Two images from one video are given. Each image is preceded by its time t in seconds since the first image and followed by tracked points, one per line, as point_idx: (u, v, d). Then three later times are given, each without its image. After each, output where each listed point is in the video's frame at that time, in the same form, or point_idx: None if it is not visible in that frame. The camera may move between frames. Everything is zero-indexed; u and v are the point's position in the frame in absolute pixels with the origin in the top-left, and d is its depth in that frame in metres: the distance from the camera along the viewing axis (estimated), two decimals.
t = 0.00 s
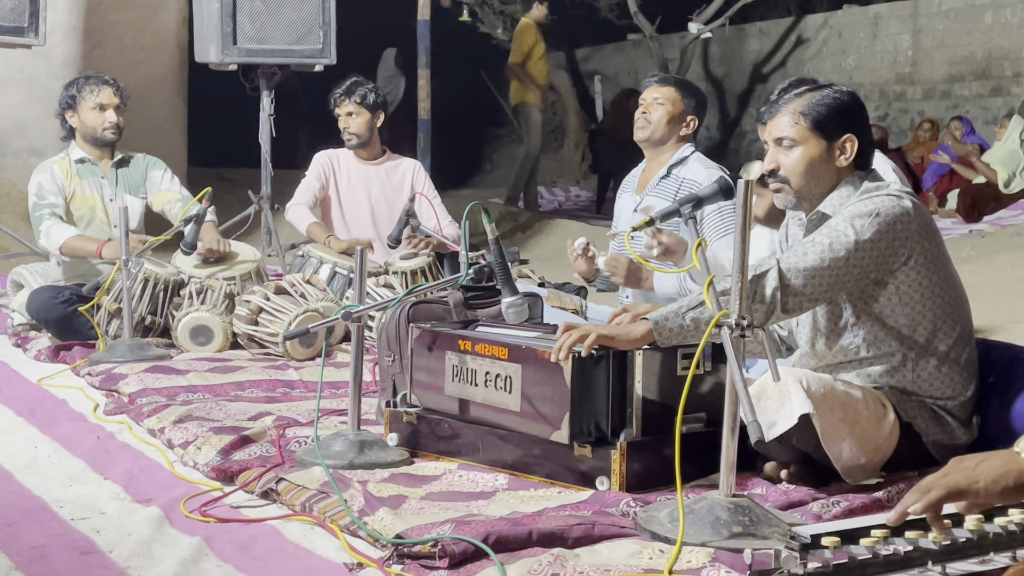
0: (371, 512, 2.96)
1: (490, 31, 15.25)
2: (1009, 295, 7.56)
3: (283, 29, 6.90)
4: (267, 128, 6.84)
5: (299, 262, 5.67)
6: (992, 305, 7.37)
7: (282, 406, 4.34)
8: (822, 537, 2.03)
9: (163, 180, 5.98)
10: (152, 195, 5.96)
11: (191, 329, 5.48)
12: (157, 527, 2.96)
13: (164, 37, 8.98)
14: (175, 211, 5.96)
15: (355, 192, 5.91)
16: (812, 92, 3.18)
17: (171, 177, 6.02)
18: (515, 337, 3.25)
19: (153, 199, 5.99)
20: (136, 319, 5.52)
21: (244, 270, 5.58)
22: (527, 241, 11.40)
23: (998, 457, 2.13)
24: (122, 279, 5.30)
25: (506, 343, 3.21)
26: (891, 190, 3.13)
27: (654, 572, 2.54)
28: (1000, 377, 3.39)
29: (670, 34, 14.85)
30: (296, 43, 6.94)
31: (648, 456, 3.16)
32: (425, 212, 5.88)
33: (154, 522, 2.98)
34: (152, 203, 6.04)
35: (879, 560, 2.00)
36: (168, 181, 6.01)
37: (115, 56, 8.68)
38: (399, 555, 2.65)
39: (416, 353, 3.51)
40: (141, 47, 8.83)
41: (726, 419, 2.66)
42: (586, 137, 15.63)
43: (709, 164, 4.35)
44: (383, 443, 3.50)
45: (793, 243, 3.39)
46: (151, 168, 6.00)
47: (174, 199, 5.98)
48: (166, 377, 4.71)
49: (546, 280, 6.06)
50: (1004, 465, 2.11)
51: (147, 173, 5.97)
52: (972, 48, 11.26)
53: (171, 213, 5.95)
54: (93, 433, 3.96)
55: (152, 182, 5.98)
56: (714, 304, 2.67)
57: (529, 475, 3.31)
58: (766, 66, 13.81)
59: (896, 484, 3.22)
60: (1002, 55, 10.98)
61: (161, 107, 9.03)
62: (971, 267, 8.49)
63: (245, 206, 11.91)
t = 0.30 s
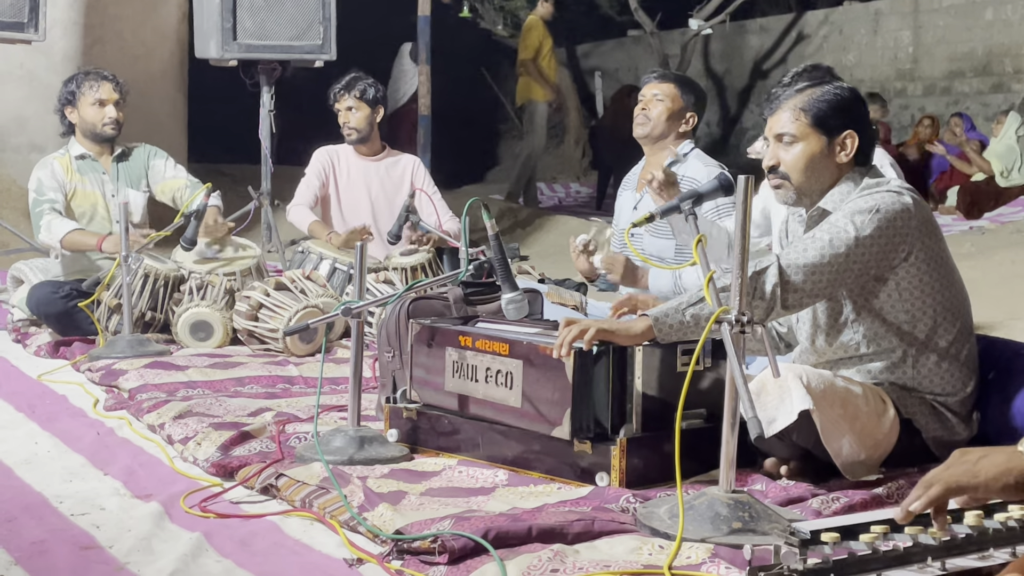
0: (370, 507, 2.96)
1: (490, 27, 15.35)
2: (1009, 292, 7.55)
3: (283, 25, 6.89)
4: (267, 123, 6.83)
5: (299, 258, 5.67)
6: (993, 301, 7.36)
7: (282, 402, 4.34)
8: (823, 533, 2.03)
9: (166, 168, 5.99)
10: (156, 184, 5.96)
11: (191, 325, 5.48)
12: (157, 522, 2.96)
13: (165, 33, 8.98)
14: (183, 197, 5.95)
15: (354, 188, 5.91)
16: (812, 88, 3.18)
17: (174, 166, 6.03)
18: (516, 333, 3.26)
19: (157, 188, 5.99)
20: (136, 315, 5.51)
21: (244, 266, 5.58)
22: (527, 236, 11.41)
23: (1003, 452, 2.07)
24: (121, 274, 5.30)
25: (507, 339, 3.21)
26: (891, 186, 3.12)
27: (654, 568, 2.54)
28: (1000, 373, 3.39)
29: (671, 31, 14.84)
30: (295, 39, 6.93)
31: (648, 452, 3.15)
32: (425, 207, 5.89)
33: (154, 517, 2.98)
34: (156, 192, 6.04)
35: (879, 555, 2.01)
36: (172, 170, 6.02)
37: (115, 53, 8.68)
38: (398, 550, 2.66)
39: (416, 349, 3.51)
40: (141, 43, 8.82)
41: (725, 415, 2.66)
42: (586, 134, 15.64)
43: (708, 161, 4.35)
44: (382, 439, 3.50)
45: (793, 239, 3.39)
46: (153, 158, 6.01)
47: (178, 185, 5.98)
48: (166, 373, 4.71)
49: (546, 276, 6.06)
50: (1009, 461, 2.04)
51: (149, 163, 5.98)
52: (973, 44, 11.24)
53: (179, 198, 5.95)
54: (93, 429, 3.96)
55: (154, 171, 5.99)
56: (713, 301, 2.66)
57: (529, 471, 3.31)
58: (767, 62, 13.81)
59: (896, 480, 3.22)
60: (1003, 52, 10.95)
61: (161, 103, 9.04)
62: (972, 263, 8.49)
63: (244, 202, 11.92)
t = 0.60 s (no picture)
0: (371, 503, 2.96)
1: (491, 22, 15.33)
2: (1009, 288, 7.55)
3: (283, 21, 6.89)
4: (268, 119, 6.83)
5: (300, 254, 5.66)
6: (993, 297, 7.37)
7: (282, 397, 4.34)
8: (822, 528, 2.03)
9: (165, 169, 5.99)
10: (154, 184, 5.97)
11: (191, 320, 5.48)
12: (157, 518, 2.96)
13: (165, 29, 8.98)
14: (179, 199, 5.97)
15: (354, 184, 5.91)
16: (812, 84, 3.18)
17: (173, 167, 6.03)
18: (526, 327, 3.26)
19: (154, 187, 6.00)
20: (136, 310, 5.50)
21: (244, 262, 5.58)
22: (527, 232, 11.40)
23: (999, 443, 2.08)
24: (121, 270, 5.30)
25: (522, 333, 3.22)
26: (892, 183, 3.12)
27: (654, 564, 2.55)
28: (1000, 370, 3.39)
29: (671, 27, 14.82)
30: (296, 34, 6.92)
31: (648, 448, 3.16)
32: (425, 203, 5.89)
33: (154, 513, 2.98)
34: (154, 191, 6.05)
35: (878, 551, 2.00)
36: (170, 171, 6.02)
37: (116, 50, 8.68)
38: (399, 546, 2.66)
39: (417, 345, 3.51)
40: (141, 39, 8.81)
41: (725, 411, 2.66)
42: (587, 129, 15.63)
43: (709, 157, 4.35)
44: (383, 434, 3.50)
45: (793, 236, 3.39)
46: (152, 157, 6.02)
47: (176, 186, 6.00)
48: (166, 368, 4.72)
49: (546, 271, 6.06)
50: (1005, 453, 2.05)
51: (148, 162, 5.98)
52: (973, 40, 11.23)
53: (175, 201, 5.97)
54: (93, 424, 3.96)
55: (153, 170, 5.99)
56: (713, 296, 2.67)
57: (529, 466, 3.31)
58: (768, 58, 13.80)
59: (896, 476, 3.22)
60: (1003, 48, 10.94)
61: (162, 98, 9.03)
62: (972, 259, 8.49)
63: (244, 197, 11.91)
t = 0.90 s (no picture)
0: (370, 499, 2.96)
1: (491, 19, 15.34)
2: (1009, 285, 7.55)
3: (283, 17, 6.88)
4: (267, 115, 6.83)
5: (299, 251, 5.66)
6: (993, 294, 7.37)
7: (282, 393, 4.35)
8: (822, 525, 2.03)
9: (163, 164, 5.97)
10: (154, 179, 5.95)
11: (191, 316, 5.48)
12: (157, 514, 2.96)
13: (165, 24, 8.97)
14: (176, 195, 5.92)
15: (354, 181, 5.90)
16: (812, 81, 3.18)
17: (172, 162, 6.01)
18: (520, 325, 3.26)
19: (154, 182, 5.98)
20: (136, 307, 5.54)
21: (244, 259, 5.57)
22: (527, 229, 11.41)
23: (996, 444, 2.11)
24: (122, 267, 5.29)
25: (514, 331, 3.21)
26: (892, 180, 3.12)
27: (653, 560, 2.55)
28: (999, 367, 3.40)
29: (671, 23, 14.81)
30: (296, 31, 6.93)
31: (647, 445, 3.16)
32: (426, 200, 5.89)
33: (154, 509, 2.99)
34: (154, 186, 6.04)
35: (877, 548, 2.00)
36: (169, 166, 6.00)
37: (115, 47, 8.67)
38: (399, 542, 2.66)
39: (417, 341, 3.51)
40: (141, 35, 8.81)
41: (725, 408, 2.67)
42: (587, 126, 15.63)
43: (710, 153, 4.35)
44: (383, 431, 3.50)
45: (793, 232, 3.39)
46: (152, 153, 6.00)
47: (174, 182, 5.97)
48: (166, 365, 4.72)
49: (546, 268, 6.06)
50: (1003, 454, 2.08)
51: (148, 157, 5.96)
52: (974, 37, 11.22)
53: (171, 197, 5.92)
54: (93, 420, 3.97)
55: (153, 165, 5.97)
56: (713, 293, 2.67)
57: (529, 463, 3.31)
58: (768, 55, 13.80)
59: (895, 473, 3.22)
60: (1003, 45, 10.95)
61: (162, 94, 9.02)
62: (971, 256, 8.49)
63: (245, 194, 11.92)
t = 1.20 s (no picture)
0: (369, 496, 2.95)
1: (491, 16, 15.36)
2: (1007, 282, 7.56)
3: (283, 13, 6.86)
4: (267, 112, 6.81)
5: (298, 248, 5.64)
6: (991, 292, 7.37)
7: (280, 390, 4.35)
8: (820, 522, 2.03)
9: (165, 158, 5.99)
10: (156, 174, 5.96)
11: (190, 313, 5.46)
12: (157, 510, 2.96)
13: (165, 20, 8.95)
14: (181, 187, 5.96)
15: (354, 178, 5.90)
16: (813, 78, 3.18)
17: (173, 156, 6.02)
18: (513, 323, 3.26)
19: (156, 178, 5.99)
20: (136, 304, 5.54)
21: (243, 255, 5.58)
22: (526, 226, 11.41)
23: (1000, 434, 2.09)
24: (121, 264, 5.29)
25: (503, 329, 3.21)
26: (892, 177, 3.12)
27: (653, 557, 2.55)
28: (998, 364, 3.40)
29: (671, 20, 14.81)
30: (295, 28, 6.90)
31: (647, 442, 3.16)
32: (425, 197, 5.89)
33: (153, 506, 2.99)
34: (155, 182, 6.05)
35: (876, 546, 1.98)
36: (171, 160, 6.01)
37: (115, 43, 8.67)
38: (398, 539, 2.66)
39: (416, 338, 3.51)
40: (141, 31, 8.80)
41: (724, 405, 2.67)
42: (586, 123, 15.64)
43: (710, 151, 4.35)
44: (382, 428, 3.51)
45: (793, 229, 3.39)
46: (152, 148, 6.01)
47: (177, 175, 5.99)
48: (166, 361, 4.72)
49: (546, 265, 6.06)
50: (1006, 445, 2.07)
51: (148, 152, 5.97)
52: (974, 34, 11.24)
53: (177, 189, 5.95)
54: (92, 417, 3.96)
55: (154, 160, 5.98)
56: (712, 289, 2.66)
57: (528, 460, 3.31)
58: (768, 52, 13.82)
59: (895, 470, 3.22)
60: (1003, 43, 10.98)
61: (162, 91, 9.01)
62: (969, 253, 8.50)
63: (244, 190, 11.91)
